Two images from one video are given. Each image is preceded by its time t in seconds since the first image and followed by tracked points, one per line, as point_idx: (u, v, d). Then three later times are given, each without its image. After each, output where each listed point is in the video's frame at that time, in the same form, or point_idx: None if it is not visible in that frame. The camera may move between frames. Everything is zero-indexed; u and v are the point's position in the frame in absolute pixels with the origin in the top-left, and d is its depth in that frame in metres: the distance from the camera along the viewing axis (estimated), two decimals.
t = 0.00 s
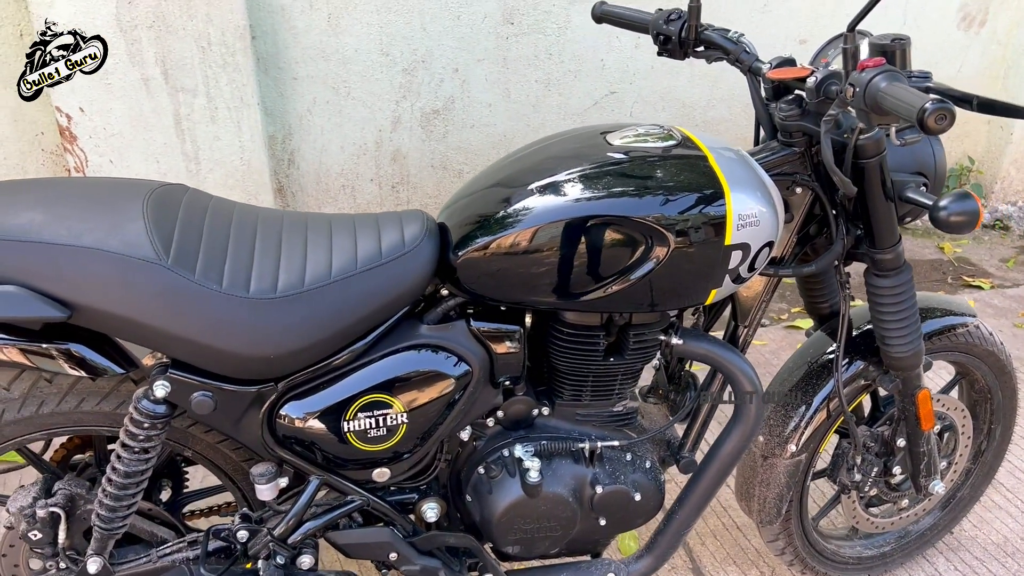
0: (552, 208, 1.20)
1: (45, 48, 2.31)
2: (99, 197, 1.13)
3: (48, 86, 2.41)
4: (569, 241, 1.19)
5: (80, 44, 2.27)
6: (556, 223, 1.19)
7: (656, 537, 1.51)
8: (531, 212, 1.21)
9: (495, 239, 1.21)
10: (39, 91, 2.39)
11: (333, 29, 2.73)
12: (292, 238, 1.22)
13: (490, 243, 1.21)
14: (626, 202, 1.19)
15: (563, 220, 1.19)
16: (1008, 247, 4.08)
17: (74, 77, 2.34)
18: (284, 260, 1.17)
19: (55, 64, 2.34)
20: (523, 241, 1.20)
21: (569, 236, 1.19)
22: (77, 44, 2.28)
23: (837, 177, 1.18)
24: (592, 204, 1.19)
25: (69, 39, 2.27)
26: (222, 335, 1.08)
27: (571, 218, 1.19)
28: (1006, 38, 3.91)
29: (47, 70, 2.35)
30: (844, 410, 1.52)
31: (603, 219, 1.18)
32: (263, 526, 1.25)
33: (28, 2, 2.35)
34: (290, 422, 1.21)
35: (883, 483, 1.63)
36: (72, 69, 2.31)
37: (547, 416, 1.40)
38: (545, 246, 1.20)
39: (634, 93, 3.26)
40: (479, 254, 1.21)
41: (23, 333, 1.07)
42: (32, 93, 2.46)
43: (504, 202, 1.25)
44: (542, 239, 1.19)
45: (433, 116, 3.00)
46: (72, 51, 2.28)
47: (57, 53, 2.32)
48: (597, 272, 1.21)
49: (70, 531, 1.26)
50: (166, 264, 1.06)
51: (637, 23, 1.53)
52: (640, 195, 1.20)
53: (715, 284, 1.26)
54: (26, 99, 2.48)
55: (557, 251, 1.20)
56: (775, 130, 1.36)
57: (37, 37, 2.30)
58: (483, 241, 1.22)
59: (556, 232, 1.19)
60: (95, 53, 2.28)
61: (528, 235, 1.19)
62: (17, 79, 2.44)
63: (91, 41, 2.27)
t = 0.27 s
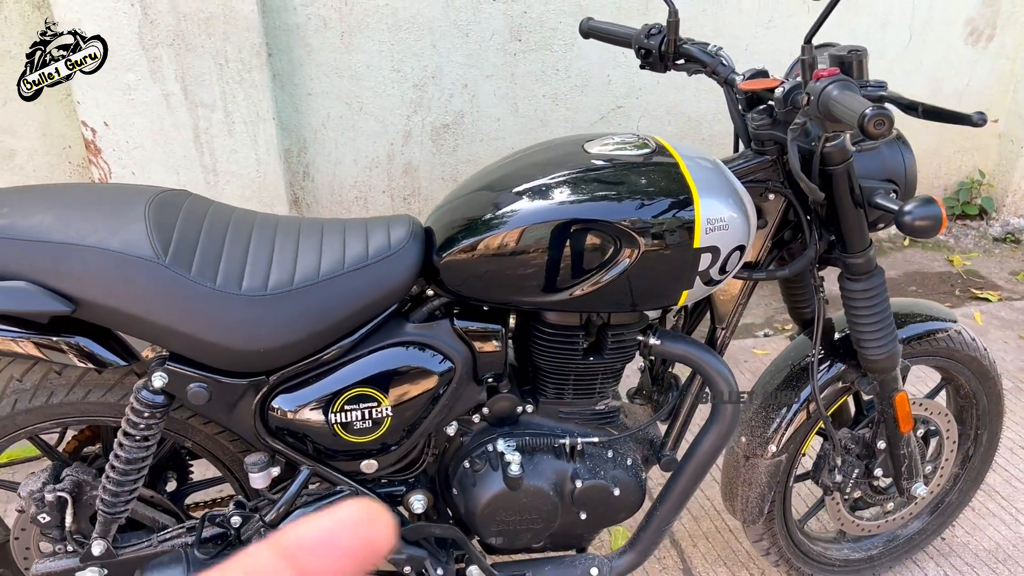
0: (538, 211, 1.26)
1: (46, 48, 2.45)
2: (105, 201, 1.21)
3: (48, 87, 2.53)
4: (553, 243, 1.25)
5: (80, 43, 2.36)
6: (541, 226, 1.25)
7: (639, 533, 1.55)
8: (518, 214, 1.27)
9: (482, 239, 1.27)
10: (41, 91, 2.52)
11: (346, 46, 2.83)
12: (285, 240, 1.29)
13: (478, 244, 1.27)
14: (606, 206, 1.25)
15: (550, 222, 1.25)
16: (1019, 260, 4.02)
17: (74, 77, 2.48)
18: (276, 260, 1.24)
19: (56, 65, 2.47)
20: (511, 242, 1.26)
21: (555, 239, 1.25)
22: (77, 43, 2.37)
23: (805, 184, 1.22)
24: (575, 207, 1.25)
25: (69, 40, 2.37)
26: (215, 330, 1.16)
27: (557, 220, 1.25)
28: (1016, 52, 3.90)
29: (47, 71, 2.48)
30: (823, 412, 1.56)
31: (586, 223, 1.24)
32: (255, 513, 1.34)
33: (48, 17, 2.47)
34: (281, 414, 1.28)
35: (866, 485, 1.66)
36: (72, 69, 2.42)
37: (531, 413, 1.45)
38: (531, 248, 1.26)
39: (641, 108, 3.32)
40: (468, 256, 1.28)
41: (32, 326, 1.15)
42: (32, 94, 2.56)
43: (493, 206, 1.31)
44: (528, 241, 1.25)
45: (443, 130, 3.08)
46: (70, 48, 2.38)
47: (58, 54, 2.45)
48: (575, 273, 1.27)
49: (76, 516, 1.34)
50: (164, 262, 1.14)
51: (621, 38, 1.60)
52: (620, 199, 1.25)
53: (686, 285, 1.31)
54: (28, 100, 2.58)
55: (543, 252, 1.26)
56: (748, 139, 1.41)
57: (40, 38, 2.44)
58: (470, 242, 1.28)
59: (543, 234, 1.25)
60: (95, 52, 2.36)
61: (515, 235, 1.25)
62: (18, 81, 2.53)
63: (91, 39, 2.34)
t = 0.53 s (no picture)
0: (531, 210, 1.31)
1: (44, 48, 2.58)
2: (118, 202, 1.30)
3: (46, 87, 2.65)
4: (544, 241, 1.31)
5: (81, 44, 2.49)
6: (533, 224, 1.30)
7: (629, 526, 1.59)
8: (511, 212, 1.32)
9: (476, 237, 1.33)
10: (39, 91, 2.62)
11: (362, 61, 2.91)
12: (285, 239, 1.37)
13: (474, 241, 1.32)
14: (593, 205, 1.30)
15: (542, 220, 1.30)
16: None
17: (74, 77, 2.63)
18: (275, 257, 1.32)
19: (54, 64, 2.60)
20: (505, 239, 1.31)
21: (547, 236, 1.30)
22: (77, 43, 2.51)
23: (780, 184, 1.26)
24: (565, 205, 1.30)
25: (69, 40, 2.54)
26: (216, 321, 1.23)
27: (549, 218, 1.30)
28: None
29: (44, 69, 2.61)
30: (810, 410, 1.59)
31: (577, 222, 1.30)
32: (256, 499, 1.39)
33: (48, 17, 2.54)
34: (282, 404, 1.35)
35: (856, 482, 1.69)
36: (72, 68, 2.58)
37: (523, 407, 1.50)
38: (524, 245, 1.31)
39: (652, 119, 3.36)
40: (464, 254, 1.33)
41: (48, 318, 1.24)
42: (31, 94, 2.64)
43: (485, 204, 1.36)
44: (521, 239, 1.31)
45: (457, 141, 3.15)
46: (71, 50, 2.53)
47: (57, 53, 2.59)
48: (562, 269, 1.32)
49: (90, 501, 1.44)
50: (170, 258, 1.23)
51: (612, 47, 1.66)
52: (607, 199, 1.30)
53: (666, 282, 1.36)
54: (27, 99, 2.65)
55: (536, 249, 1.31)
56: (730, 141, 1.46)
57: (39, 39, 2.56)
58: (464, 239, 1.33)
59: (536, 232, 1.30)
60: (96, 53, 2.48)
61: (509, 232, 1.31)
62: (17, 80, 2.61)
63: (91, 41, 2.46)
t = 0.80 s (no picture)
0: (544, 209, 1.35)
1: (46, 49, 2.66)
2: (147, 204, 1.38)
3: (47, 87, 2.72)
4: (554, 240, 1.35)
5: (81, 46, 2.68)
6: (544, 223, 1.34)
7: (640, 522, 1.62)
8: (523, 211, 1.36)
9: (489, 235, 1.37)
10: (40, 90, 2.69)
11: (388, 74, 2.99)
12: (305, 239, 1.43)
13: (487, 241, 1.37)
14: (601, 204, 1.34)
15: (554, 219, 1.34)
16: None
17: (74, 77, 2.72)
18: (295, 257, 1.38)
19: (54, 64, 2.69)
20: (518, 238, 1.35)
21: (558, 235, 1.35)
22: (78, 46, 2.68)
23: (783, 183, 1.30)
24: (576, 205, 1.34)
25: (69, 40, 2.66)
26: (238, 316, 1.30)
27: (560, 216, 1.34)
28: None
29: (45, 70, 2.68)
30: (820, 408, 1.60)
31: (586, 222, 1.34)
32: (276, 488, 1.46)
33: (49, 17, 2.62)
34: (301, 397, 1.40)
35: (868, 482, 1.69)
36: (72, 68, 2.71)
37: (535, 403, 1.53)
38: (536, 245, 1.35)
39: (672, 128, 3.38)
40: (477, 254, 1.38)
41: (81, 313, 1.31)
42: (31, 94, 2.71)
43: (497, 204, 1.40)
44: (533, 239, 1.35)
45: (479, 151, 3.22)
46: (72, 52, 2.68)
47: (57, 53, 2.68)
48: (569, 268, 1.37)
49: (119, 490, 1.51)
50: (195, 256, 1.29)
51: (623, 53, 1.71)
52: (615, 198, 1.34)
53: (672, 280, 1.40)
54: (27, 100, 2.72)
55: (547, 249, 1.35)
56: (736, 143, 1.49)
57: (40, 39, 2.64)
58: (478, 238, 1.38)
59: (548, 232, 1.35)
60: (96, 54, 2.69)
61: (521, 231, 1.35)
62: (18, 82, 2.68)
63: (92, 42, 2.68)
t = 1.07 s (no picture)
0: (561, 210, 1.39)
1: (44, 48, 2.72)
2: (178, 208, 1.44)
3: (46, 86, 2.77)
4: (570, 241, 1.39)
5: (80, 45, 2.73)
6: (559, 223, 1.38)
7: (657, 519, 1.64)
8: (539, 212, 1.40)
9: (507, 236, 1.41)
10: (39, 90, 2.75)
11: (412, 84, 3.06)
12: (329, 241, 1.48)
13: (505, 242, 1.41)
14: (615, 205, 1.37)
15: (569, 220, 1.38)
16: None
17: (72, 77, 2.78)
18: (319, 258, 1.43)
19: (53, 64, 2.75)
20: (534, 238, 1.40)
21: (573, 236, 1.39)
22: (77, 44, 2.74)
23: (794, 184, 1.33)
24: (590, 205, 1.38)
25: (69, 40, 2.72)
26: (265, 315, 1.35)
27: (575, 217, 1.38)
28: None
29: (44, 69, 2.74)
30: (835, 407, 1.62)
31: (601, 222, 1.38)
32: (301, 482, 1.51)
33: (48, 17, 2.68)
34: (325, 394, 1.46)
35: (885, 481, 1.70)
36: (71, 68, 2.76)
37: (553, 401, 1.57)
38: (552, 246, 1.39)
39: (694, 135, 3.40)
40: (496, 255, 1.42)
41: (116, 312, 1.37)
42: (30, 94, 2.77)
43: (514, 206, 1.45)
44: (550, 239, 1.39)
45: (503, 159, 3.28)
46: (70, 51, 2.74)
47: (56, 53, 2.74)
48: (584, 267, 1.40)
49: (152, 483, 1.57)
50: (224, 257, 1.35)
51: (637, 59, 1.75)
52: (628, 199, 1.38)
53: (685, 279, 1.43)
54: (26, 99, 2.78)
55: (564, 249, 1.39)
56: (748, 146, 1.52)
57: (39, 39, 2.70)
58: (495, 238, 1.42)
59: (564, 233, 1.39)
60: (94, 53, 2.75)
61: (537, 232, 1.39)
62: (17, 80, 2.74)
63: (90, 40, 2.73)
